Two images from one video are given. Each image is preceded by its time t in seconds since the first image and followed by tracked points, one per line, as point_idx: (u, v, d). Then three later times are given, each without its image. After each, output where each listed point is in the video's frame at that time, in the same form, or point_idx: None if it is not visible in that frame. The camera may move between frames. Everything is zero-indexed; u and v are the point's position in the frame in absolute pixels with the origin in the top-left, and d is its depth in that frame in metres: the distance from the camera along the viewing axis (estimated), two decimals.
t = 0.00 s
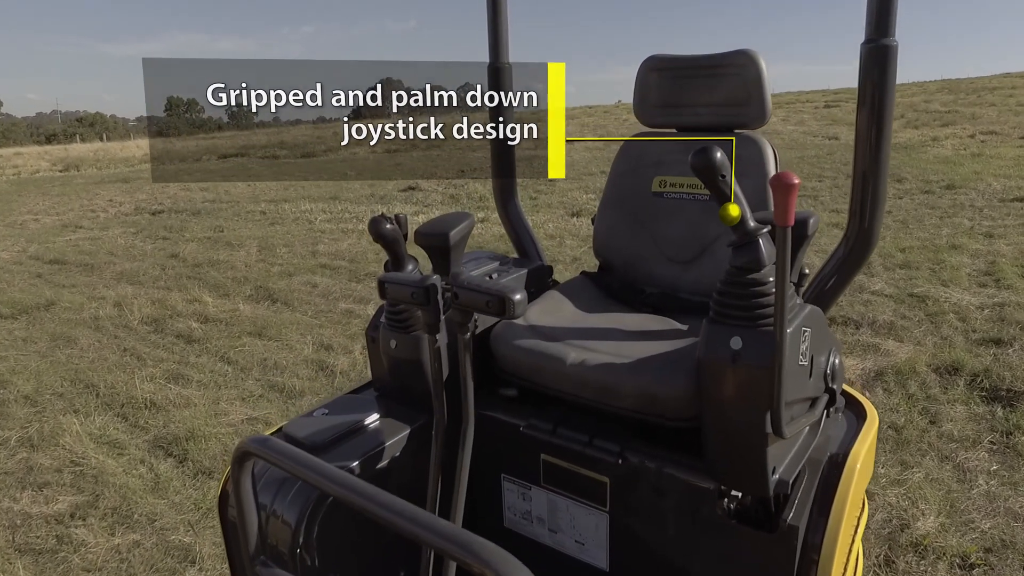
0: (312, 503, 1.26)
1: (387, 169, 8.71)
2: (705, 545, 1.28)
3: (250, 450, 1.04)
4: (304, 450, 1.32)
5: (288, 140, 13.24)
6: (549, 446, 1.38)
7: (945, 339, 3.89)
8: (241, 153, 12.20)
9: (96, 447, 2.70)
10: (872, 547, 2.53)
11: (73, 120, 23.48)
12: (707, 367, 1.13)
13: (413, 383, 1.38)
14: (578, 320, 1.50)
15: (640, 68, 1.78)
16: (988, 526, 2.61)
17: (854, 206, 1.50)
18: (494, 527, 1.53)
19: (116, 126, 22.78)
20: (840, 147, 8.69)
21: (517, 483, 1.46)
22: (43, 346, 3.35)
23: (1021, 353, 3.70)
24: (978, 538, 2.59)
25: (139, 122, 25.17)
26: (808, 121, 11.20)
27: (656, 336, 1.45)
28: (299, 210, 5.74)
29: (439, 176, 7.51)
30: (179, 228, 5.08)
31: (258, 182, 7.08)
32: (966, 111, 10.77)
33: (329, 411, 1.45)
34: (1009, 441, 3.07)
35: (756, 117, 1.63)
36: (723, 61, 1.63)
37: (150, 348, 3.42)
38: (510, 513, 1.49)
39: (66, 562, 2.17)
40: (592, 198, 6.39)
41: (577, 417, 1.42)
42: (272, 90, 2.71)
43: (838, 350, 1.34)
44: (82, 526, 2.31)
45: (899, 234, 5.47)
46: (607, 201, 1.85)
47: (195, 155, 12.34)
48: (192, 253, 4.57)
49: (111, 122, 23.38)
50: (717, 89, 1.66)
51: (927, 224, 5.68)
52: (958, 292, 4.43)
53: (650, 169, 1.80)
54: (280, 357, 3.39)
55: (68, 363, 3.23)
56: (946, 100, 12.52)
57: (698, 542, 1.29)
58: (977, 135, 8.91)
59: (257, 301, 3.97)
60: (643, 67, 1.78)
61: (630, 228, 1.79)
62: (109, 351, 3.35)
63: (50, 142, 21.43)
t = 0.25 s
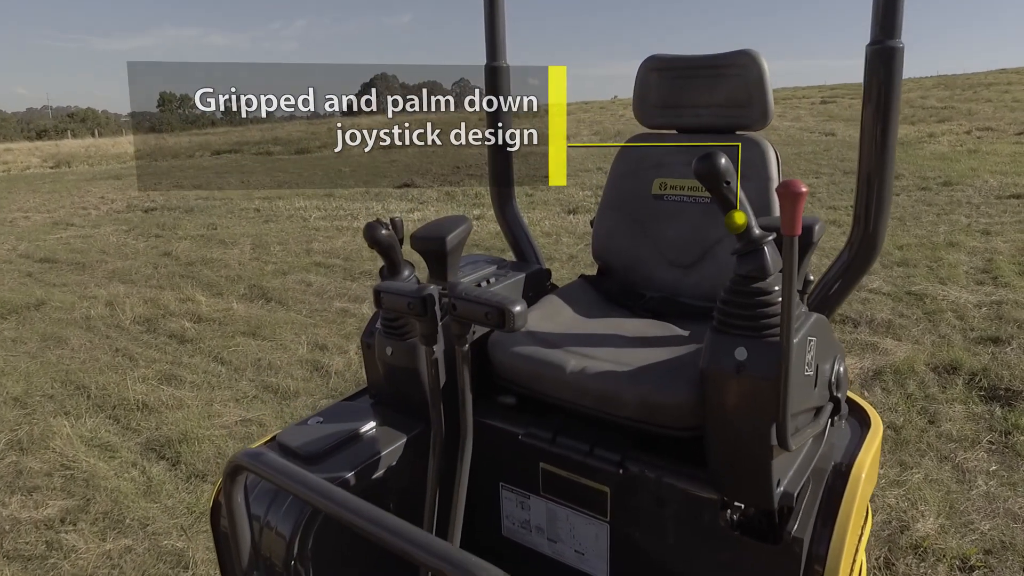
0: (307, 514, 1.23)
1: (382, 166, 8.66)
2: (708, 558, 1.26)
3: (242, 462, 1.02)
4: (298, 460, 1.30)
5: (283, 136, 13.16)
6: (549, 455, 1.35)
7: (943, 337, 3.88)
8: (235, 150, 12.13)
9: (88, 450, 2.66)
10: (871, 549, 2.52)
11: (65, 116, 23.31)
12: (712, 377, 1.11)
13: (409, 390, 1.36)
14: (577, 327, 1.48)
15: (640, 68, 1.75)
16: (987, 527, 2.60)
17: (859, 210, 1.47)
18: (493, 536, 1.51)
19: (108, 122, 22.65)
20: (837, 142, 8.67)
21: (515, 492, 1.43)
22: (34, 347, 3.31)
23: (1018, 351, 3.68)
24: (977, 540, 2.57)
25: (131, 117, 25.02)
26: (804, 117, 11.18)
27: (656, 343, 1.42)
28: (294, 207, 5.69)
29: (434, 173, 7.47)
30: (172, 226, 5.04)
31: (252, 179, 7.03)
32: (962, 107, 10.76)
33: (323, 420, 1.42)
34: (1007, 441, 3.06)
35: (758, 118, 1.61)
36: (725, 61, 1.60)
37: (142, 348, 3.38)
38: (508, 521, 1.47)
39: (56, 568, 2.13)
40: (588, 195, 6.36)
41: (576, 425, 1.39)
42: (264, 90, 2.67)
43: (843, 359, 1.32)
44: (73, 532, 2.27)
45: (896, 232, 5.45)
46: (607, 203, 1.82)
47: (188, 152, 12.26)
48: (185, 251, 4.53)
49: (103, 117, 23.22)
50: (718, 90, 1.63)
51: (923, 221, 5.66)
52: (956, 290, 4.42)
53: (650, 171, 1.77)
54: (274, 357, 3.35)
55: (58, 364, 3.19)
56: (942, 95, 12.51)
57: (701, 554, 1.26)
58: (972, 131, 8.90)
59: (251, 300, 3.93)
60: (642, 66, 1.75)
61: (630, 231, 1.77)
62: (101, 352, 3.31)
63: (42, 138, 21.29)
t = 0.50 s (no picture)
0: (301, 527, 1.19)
1: (375, 162, 8.60)
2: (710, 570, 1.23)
3: (232, 477, 0.99)
4: (292, 472, 1.26)
5: (275, 132, 13.09)
6: (547, 465, 1.32)
7: (940, 336, 3.87)
8: (227, 147, 12.05)
9: (77, 454, 2.62)
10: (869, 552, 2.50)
11: (56, 112, 23.13)
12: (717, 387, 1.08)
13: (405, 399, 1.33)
14: (576, 333, 1.45)
15: (640, 68, 1.72)
16: (986, 528, 2.58)
17: (862, 215, 1.45)
18: (490, 546, 1.48)
19: (99, 118, 22.48)
20: (832, 139, 8.65)
21: (513, 501, 1.41)
22: (22, 348, 3.26)
23: (1015, 350, 3.67)
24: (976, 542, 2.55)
25: (123, 114, 24.86)
26: (799, 113, 11.17)
27: (657, 349, 1.39)
28: (286, 204, 5.64)
29: (428, 170, 7.43)
30: (163, 224, 4.98)
31: (245, 176, 6.97)
32: (956, 104, 10.77)
33: (316, 429, 1.39)
34: (1005, 441, 3.04)
35: (759, 120, 1.58)
36: (726, 62, 1.57)
37: (133, 349, 3.33)
38: (506, 531, 1.44)
39: None
40: (584, 192, 6.33)
41: (575, 433, 1.36)
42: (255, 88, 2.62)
43: (847, 367, 1.30)
44: (61, 538, 2.23)
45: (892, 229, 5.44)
46: (606, 205, 1.80)
47: (180, 148, 12.17)
48: (177, 249, 4.48)
49: (93, 113, 23.05)
50: (719, 91, 1.60)
51: (919, 218, 5.65)
52: (952, 288, 4.41)
53: (650, 173, 1.75)
54: (267, 358, 3.31)
55: (47, 366, 3.14)
56: (936, 92, 12.52)
57: (703, 566, 1.23)
58: (967, 128, 8.90)
59: (243, 299, 3.89)
60: (642, 67, 1.72)
61: (629, 233, 1.75)
62: (91, 353, 3.27)
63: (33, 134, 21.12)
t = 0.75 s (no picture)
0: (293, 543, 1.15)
1: (368, 160, 8.55)
2: None
3: (219, 494, 0.96)
4: (285, 484, 1.23)
5: (267, 129, 13.01)
6: (546, 475, 1.29)
7: (936, 335, 3.85)
8: (219, 144, 11.96)
9: (64, 458, 2.57)
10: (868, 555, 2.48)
11: (45, 108, 22.94)
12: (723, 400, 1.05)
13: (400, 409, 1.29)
14: (574, 340, 1.42)
15: (638, 67, 1.67)
16: (985, 530, 2.56)
17: (867, 219, 1.41)
18: (487, 558, 1.44)
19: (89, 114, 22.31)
20: (826, 136, 8.64)
21: (511, 511, 1.37)
22: (9, 351, 3.21)
23: (1011, 348, 3.66)
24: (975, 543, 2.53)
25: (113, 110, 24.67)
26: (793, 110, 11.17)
27: (657, 357, 1.37)
28: (278, 203, 5.59)
29: (421, 167, 7.38)
30: (153, 223, 4.92)
31: (236, 174, 6.90)
32: (949, 101, 10.78)
33: (309, 439, 1.35)
34: (1003, 441, 3.03)
35: (760, 122, 1.55)
36: (727, 62, 1.54)
37: (122, 350, 3.28)
38: (503, 542, 1.41)
39: None
40: (578, 190, 6.29)
41: (574, 442, 1.33)
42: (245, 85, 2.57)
43: (852, 377, 1.27)
44: (48, 546, 2.18)
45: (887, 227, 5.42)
46: (604, 209, 1.76)
47: (170, 145, 12.07)
48: (167, 248, 4.42)
49: (81, 110, 22.87)
50: (720, 92, 1.57)
51: (914, 216, 5.64)
52: (948, 286, 4.40)
53: (649, 176, 1.71)
54: (259, 359, 3.26)
55: (34, 368, 3.09)
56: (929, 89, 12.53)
57: None
58: (961, 125, 8.90)
59: (235, 299, 3.84)
60: (641, 66, 1.67)
61: (628, 238, 1.71)
62: (79, 355, 3.21)
63: (22, 131, 20.93)
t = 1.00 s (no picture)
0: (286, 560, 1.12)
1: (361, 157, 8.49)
2: None
3: (211, 514, 0.92)
4: (278, 499, 1.19)
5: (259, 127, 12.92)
6: (546, 488, 1.26)
7: (933, 334, 3.84)
8: (210, 141, 11.88)
9: (52, 464, 2.53)
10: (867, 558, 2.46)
11: (34, 104, 22.74)
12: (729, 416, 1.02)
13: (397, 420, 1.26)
14: (574, 348, 1.39)
15: (638, 69, 1.63)
16: (984, 532, 2.54)
17: (872, 226, 1.38)
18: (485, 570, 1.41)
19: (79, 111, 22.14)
20: (821, 133, 8.63)
21: (510, 524, 1.34)
22: None
23: (1008, 348, 3.65)
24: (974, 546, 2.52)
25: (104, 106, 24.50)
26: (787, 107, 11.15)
27: (659, 365, 1.34)
28: (271, 201, 5.53)
29: (414, 165, 7.33)
30: (143, 222, 4.86)
31: (227, 172, 6.84)
32: (943, 98, 10.79)
33: (302, 451, 1.32)
34: (1000, 441, 3.01)
35: (763, 124, 1.52)
36: (729, 65, 1.51)
37: (111, 352, 3.23)
38: (502, 555, 1.37)
39: None
40: (572, 188, 6.26)
41: (574, 453, 1.30)
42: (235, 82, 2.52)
43: (858, 388, 1.25)
44: (35, 554, 2.13)
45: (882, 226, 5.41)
46: (603, 213, 1.73)
47: (161, 143, 11.97)
48: (157, 248, 4.37)
49: (70, 107, 22.68)
50: (722, 94, 1.54)
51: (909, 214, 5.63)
52: (944, 285, 4.39)
53: (648, 180, 1.68)
54: (251, 361, 3.22)
55: (22, 371, 3.04)
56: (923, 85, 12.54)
57: None
58: (955, 122, 8.91)
59: (226, 300, 3.79)
60: (640, 68, 1.64)
61: (628, 242, 1.68)
62: (68, 357, 3.16)
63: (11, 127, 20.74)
